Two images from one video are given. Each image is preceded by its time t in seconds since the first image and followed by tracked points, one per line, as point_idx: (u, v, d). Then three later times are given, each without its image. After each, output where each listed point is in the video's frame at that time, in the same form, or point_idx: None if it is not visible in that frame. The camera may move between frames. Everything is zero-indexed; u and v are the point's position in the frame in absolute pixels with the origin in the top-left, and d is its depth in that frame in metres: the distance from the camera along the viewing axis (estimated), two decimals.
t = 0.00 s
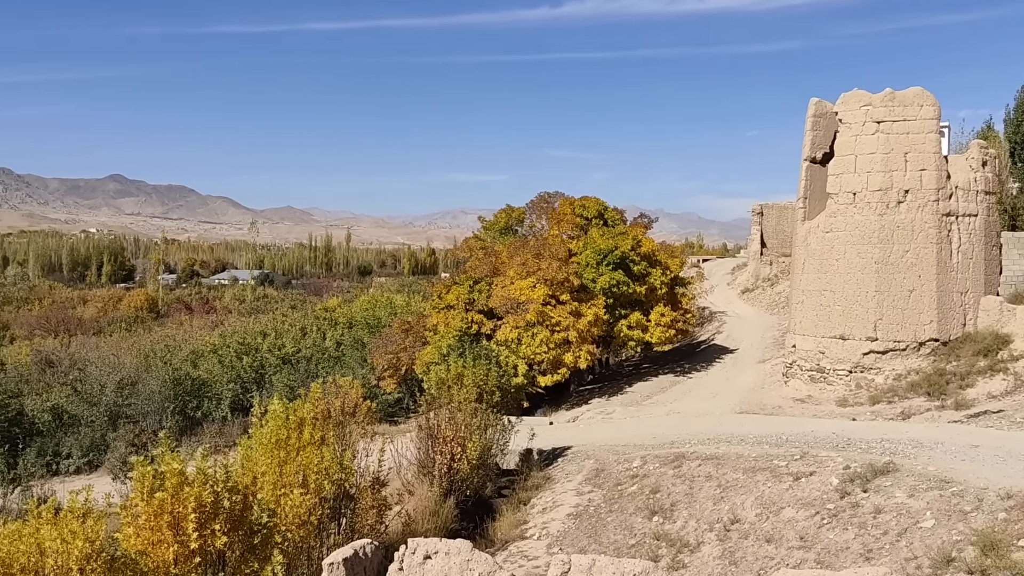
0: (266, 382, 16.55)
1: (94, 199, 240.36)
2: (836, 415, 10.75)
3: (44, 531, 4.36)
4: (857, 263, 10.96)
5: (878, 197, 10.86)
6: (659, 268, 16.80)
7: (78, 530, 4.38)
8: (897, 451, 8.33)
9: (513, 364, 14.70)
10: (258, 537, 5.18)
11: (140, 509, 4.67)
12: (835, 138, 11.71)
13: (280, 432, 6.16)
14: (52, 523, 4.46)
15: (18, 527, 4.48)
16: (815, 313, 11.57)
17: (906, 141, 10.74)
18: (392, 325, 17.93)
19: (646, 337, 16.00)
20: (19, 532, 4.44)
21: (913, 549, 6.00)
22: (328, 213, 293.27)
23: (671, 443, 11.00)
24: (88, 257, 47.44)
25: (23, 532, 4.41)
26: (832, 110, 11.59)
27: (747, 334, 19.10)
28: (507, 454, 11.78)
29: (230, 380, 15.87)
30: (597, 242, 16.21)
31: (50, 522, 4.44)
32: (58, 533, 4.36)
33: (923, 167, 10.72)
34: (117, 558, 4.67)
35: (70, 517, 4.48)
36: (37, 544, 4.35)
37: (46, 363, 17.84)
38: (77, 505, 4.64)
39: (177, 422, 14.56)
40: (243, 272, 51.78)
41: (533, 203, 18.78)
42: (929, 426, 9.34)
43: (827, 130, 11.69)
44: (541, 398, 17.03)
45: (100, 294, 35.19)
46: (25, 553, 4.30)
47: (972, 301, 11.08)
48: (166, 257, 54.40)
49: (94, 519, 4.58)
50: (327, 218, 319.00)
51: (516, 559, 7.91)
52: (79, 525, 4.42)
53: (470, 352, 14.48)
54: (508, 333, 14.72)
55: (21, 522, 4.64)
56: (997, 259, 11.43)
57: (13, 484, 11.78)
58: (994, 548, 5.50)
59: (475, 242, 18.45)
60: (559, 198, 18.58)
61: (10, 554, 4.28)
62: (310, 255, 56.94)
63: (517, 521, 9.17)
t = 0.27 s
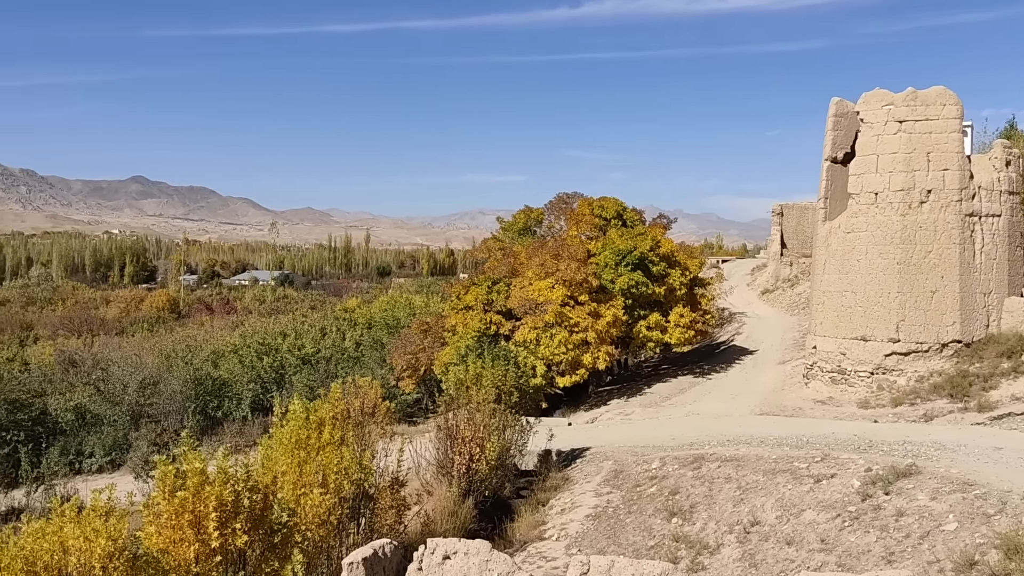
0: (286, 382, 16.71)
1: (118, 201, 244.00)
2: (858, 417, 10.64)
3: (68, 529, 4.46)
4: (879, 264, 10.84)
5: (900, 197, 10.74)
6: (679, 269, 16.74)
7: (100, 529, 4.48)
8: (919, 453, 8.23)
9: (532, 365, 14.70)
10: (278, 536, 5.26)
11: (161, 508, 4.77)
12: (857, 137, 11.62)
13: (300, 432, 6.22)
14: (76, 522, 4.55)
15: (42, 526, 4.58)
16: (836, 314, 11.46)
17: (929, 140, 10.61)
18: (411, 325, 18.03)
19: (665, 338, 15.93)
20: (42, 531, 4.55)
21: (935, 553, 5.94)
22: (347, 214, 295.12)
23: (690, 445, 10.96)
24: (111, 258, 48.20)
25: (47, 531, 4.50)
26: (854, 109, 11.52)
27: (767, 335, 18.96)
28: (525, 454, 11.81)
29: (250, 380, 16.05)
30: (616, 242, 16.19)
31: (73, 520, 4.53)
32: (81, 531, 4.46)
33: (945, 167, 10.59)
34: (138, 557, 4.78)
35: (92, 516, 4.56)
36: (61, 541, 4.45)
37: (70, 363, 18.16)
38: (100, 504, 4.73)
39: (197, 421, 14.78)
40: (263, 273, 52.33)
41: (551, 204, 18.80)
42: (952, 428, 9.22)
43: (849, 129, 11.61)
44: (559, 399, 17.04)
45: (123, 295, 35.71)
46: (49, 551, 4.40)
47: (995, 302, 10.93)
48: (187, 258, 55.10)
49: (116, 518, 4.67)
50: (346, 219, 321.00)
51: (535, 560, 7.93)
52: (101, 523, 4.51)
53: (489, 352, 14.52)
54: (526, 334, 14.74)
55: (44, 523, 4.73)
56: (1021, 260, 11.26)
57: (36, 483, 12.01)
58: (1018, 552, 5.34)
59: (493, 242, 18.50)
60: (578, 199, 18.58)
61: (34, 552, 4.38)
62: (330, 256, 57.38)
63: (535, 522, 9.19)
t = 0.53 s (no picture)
0: (308, 383, 16.89)
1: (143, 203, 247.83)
2: (882, 420, 10.51)
3: (93, 528, 4.54)
4: (904, 265, 10.71)
5: (925, 198, 10.61)
6: (700, 270, 16.66)
7: (125, 527, 4.57)
8: (944, 456, 8.12)
9: (552, 366, 14.70)
10: (300, 536, 5.35)
11: (185, 507, 4.85)
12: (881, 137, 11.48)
13: (322, 433, 6.28)
14: (101, 521, 4.64)
15: (67, 524, 4.65)
16: (860, 315, 11.33)
17: (954, 140, 10.46)
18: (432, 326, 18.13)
19: (686, 339, 15.85)
20: (69, 529, 4.61)
21: (960, 556, 5.86)
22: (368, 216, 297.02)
23: (712, 447, 10.90)
24: (137, 260, 49.01)
25: (74, 530, 4.57)
26: (877, 109, 11.35)
27: (790, 337, 18.80)
28: (546, 456, 11.83)
29: (272, 381, 16.25)
30: (637, 243, 16.17)
31: (99, 519, 4.62)
32: (106, 530, 4.54)
33: (971, 167, 10.45)
34: (163, 556, 4.89)
35: (119, 515, 4.67)
36: (87, 540, 4.53)
37: (95, 363, 18.51)
38: (125, 503, 4.82)
39: (221, 421, 15.02)
40: (285, 274, 52.88)
41: (572, 205, 18.80)
42: (978, 430, 9.09)
43: (873, 129, 11.45)
44: (580, 400, 17.03)
45: (147, 296, 36.26)
46: (74, 549, 4.47)
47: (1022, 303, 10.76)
48: (210, 259, 55.83)
49: (141, 517, 4.76)
50: (367, 221, 323.05)
51: (555, 561, 7.94)
52: (127, 523, 4.60)
53: (509, 354, 14.56)
54: (547, 335, 14.76)
55: (70, 521, 4.79)
56: None
57: (62, 482, 12.23)
58: None
59: (514, 243, 18.54)
60: (599, 200, 18.57)
61: (60, 551, 4.45)
62: (351, 258, 57.83)
63: (556, 523, 9.21)
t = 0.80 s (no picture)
0: (327, 382, 17.05)
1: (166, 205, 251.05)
2: (903, 421, 10.41)
3: (116, 526, 4.57)
4: (926, 265, 10.57)
5: (947, 197, 10.49)
6: (719, 270, 16.57)
7: (147, 526, 4.59)
8: (967, 458, 8.03)
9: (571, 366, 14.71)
10: (320, 535, 5.45)
11: (207, 505, 4.92)
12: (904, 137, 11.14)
13: (341, 433, 6.34)
14: (124, 518, 4.68)
15: (90, 521, 4.66)
16: (881, 316, 11.21)
17: (976, 140, 10.33)
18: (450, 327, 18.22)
19: (705, 340, 15.77)
20: (92, 527, 4.62)
21: (983, 559, 5.80)
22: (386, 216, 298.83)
23: (731, 448, 10.85)
24: (158, 260, 49.66)
25: (96, 527, 4.58)
26: (899, 108, 11.05)
27: (810, 337, 18.64)
28: (564, 456, 11.85)
29: (292, 380, 16.42)
30: (656, 244, 16.15)
31: (122, 517, 4.64)
32: (129, 528, 4.57)
33: (994, 166, 10.30)
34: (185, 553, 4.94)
35: (142, 513, 4.68)
36: (109, 538, 4.56)
37: (117, 362, 18.84)
38: (147, 502, 4.86)
39: (241, 421, 15.21)
40: (304, 274, 53.34)
41: (591, 205, 18.79)
42: (1001, 432, 8.98)
43: (895, 128, 11.12)
44: (598, 401, 17.02)
45: (169, 296, 36.74)
46: (97, 547, 4.50)
47: None
48: (231, 260, 56.45)
49: (163, 516, 4.78)
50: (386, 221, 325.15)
51: (574, 561, 7.96)
52: (149, 521, 4.62)
53: (528, 354, 14.58)
54: (565, 335, 14.78)
55: (93, 518, 4.81)
56: None
57: (86, 480, 12.55)
58: None
59: (532, 244, 18.57)
60: (617, 200, 18.55)
61: (83, 548, 4.47)
62: (370, 259, 58.20)
63: (574, 524, 9.23)
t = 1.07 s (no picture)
0: (344, 381, 17.18)
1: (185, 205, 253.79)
2: (923, 422, 10.33)
3: (136, 523, 4.66)
4: (946, 264, 10.46)
5: (968, 196, 10.36)
6: (737, 269, 16.49)
7: (167, 523, 4.68)
8: (988, 459, 7.95)
9: (587, 366, 14.72)
10: (337, 533, 5.49)
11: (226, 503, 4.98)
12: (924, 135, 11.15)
13: (358, 431, 6.39)
14: (143, 516, 4.77)
15: (110, 519, 4.71)
16: (901, 316, 11.10)
17: (998, 137, 10.18)
18: (467, 326, 18.27)
19: (723, 340, 15.69)
20: (112, 523, 4.69)
21: (1004, 561, 5.76)
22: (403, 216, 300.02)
23: (749, 448, 10.80)
24: (177, 260, 50.23)
25: (116, 524, 4.64)
26: (919, 106, 11.10)
27: (829, 337, 18.50)
28: (581, 456, 11.86)
29: (310, 379, 16.55)
30: (673, 243, 16.10)
31: (141, 515, 4.73)
32: (149, 526, 4.65)
33: (1016, 165, 10.15)
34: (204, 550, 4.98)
35: (160, 510, 4.79)
36: (129, 535, 4.63)
37: (136, 361, 19.13)
38: (166, 500, 4.93)
39: (259, 419, 15.37)
40: (322, 274, 53.73)
41: (607, 205, 18.76)
42: None
43: (915, 127, 11.15)
44: (615, 400, 17.00)
45: (188, 295, 37.14)
46: (117, 545, 4.54)
47: None
48: (249, 259, 56.96)
49: (181, 513, 4.88)
50: (402, 221, 326.42)
51: (591, 561, 7.98)
52: (168, 518, 4.72)
53: (544, 353, 14.59)
54: (582, 335, 14.79)
55: (112, 516, 4.89)
56: None
57: (106, 479, 12.61)
58: None
59: (548, 243, 18.57)
60: (634, 199, 18.50)
61: (103, 546, 4.52)
62: (387, 258, 58.47)
63: (591, 524, 9.24)
